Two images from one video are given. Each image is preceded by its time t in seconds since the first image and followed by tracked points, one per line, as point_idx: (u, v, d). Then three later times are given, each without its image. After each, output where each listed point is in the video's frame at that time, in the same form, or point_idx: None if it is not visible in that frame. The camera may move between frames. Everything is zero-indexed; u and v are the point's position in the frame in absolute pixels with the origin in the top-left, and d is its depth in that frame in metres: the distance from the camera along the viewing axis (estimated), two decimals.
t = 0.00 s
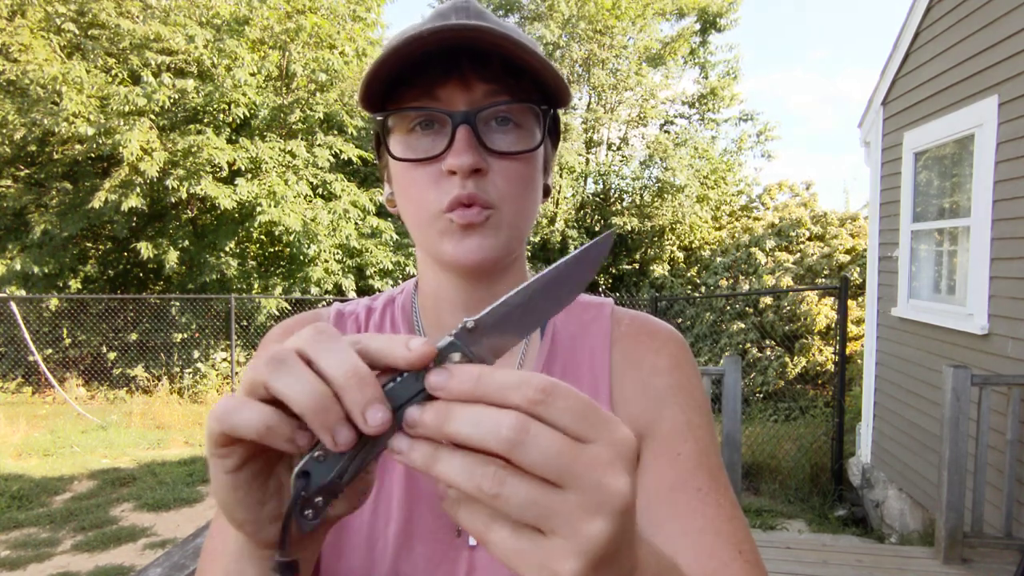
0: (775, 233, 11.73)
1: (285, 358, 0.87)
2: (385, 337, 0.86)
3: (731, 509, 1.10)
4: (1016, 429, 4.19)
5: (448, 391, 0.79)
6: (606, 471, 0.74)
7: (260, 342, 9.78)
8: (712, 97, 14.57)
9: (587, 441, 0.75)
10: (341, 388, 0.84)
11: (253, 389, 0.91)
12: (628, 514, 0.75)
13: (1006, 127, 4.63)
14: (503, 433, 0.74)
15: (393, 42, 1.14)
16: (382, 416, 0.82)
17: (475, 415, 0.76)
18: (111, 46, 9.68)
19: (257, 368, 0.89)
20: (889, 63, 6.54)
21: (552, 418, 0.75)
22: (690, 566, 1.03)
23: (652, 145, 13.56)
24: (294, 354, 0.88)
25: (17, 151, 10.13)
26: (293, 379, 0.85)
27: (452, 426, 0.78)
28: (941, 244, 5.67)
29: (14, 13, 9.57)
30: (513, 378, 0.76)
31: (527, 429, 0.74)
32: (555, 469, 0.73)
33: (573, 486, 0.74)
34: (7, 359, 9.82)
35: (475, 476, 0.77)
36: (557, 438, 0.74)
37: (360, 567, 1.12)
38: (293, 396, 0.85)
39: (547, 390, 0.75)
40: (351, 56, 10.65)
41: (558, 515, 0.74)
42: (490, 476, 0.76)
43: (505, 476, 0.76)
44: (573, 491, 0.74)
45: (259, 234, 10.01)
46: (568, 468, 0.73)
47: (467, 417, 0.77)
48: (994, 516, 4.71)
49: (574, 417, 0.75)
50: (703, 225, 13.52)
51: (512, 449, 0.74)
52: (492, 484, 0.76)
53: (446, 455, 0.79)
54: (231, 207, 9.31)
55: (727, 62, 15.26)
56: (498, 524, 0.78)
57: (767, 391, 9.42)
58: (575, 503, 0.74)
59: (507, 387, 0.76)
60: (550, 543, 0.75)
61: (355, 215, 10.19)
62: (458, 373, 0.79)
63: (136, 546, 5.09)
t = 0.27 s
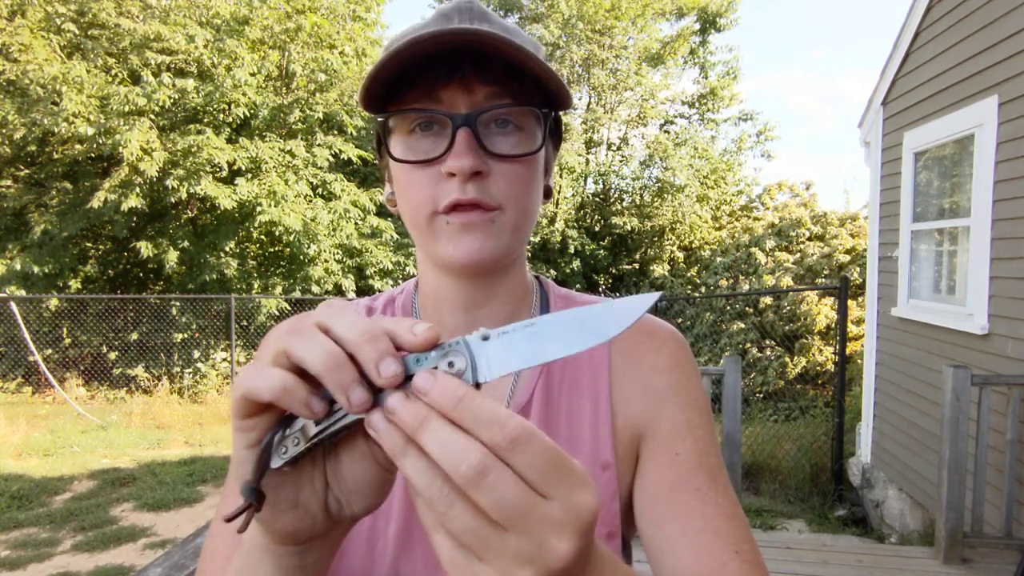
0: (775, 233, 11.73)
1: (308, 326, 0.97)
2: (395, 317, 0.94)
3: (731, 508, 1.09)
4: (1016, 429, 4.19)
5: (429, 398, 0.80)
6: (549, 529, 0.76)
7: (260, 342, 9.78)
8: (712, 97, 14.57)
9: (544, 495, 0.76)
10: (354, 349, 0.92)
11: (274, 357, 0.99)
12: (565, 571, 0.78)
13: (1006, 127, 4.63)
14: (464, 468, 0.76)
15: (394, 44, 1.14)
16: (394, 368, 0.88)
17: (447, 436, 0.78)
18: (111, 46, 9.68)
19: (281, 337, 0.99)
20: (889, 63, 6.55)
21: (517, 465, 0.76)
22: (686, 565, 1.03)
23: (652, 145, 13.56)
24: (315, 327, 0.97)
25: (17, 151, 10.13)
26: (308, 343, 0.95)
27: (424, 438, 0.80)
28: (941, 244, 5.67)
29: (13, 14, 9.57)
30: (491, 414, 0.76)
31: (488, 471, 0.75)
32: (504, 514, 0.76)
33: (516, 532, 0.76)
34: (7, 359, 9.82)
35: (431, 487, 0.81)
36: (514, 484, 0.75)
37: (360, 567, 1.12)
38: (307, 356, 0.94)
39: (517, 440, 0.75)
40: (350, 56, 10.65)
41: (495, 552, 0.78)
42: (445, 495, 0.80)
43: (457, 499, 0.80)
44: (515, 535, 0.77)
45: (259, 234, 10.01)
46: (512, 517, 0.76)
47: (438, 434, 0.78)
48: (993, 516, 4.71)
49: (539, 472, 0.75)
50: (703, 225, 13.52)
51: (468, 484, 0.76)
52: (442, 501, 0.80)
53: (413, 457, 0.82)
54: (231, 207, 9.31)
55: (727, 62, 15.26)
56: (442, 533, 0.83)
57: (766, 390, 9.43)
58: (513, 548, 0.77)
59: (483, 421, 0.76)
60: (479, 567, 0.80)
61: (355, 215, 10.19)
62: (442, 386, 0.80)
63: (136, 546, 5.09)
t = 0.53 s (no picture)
0: (775, 233, 11.73)
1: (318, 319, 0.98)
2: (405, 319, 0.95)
3: (731, 508, 1.09)
4: (1016, 429, 4.19)
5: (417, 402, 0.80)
6: (527, 546, 0.77)
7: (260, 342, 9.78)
8: (712, 96, 14.57)
9: (524, 509, 0.77)
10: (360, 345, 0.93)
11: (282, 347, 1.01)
12: None
13: (1006, 127, 4.63)
14: (446, 478, 0.76)
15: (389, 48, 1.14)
16: (396, 366, 0.89)
17: (430, 443, 0.78)
18: (111, 46, 9.68)
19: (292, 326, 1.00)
20: (889, 63, 6.55)
21: (499, 477, 0.76)
22: (684, 564, 1.03)
23: (652, 145, 13.57)
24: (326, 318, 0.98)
25: (17, 150, 10.13)
26: (315, 334, 0.95)
27: (408, 442, 0.80)
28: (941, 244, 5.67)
29: (14, 14, 9.58)
30: (475, 424, 0.77)
31: (469, 482, 0.76)
32: (483, 526, 0.76)
33: (494, 545, 0.77)
34: (7, 358, 9.83)
35: (411, 494, 0.80)
36: (494, 495, 0.76)
37: (360, 567, 1.12)
38: (313, 348, 0.94)
39: (501, 452, 0.76)
40: (350, 56, 10.65)
41: (472, 564, 0.78)
42: (425, 503, 0.80)
43: (437, 508, 0.80)
44: (493, 547, 0.77)
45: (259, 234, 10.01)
46: (490, 530, 0.76)
47: (422, 440, 0.79)
48: (993, 516, 4.71)
49: (519, 485, 0.76)
50: (703, 225, 13.51)
51: (449, 492, 0.76)
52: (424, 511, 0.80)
53: (398, 460, 0.82)
54: (231, 207, 9.31)
55: (727, 62, 15.26)
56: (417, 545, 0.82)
57: (766, 390, 9.43)
58: (491, 560, 0.77)
59: (469, 430, 0.77)
60: None
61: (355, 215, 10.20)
62: (431, 391, 0.80)
63: (136, 546, 5.09)
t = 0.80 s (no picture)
0: (775, 233, 11.73)
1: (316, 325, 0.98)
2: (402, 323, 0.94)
3: (730, 508, 1.09)
4: (1016, 429, 4.19)
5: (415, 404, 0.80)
6: (536, 537, 0.77)
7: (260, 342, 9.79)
8: (712, 97, 14.57)
9: (529, 500, 0.77)
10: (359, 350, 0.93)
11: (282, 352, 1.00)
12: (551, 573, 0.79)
13: (1006, 127, 4.63)
14: (450, 475, 0.75)
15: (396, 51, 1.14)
16: (399, 372, 0.86)
17: (430, 442, 0.78)
18: (111, 46, 9.67)
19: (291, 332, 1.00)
20: (889, 63, 6.54)
21: (501, 470, 0.76)
22: (682, 563, 1.03)
23: (652, 145, 13.57)
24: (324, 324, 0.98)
25: (17, 150, 10.13)
26: (312, 338, 0.95)
27: (410, 443, 0.80)
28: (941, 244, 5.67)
29: (14, 14, 9.58)
30: (475, 419, 0.77)
31: (474, 477, 0.75)
32: (490, 520, 0.76)
33: (502, 538, 0.77)
34: (7, 358, 9.83)
35: (417, 496, 0.81)
36: (501, 488, 0.76)
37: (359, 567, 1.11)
38: (310, 353, 0.94)
39: (502, 446, 0.75)
40: (350, 56, 10.64)
41: (482, 559, 0.78)
42: (429, 506, 0.80)
43: (443, 507, 0.80)
44: (500, 540, 0.77)
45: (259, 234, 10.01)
46: (498, 523, 0.76)
47: (423, 440, 0.79)
48: (994, 516, 4.71)
49: (523, 477, 0.76)
50: (703, 225, 13.50)
51: (455, 490, 0.76)
52: (430, 512, 0.80)
53: (397, 466, 0.83)
54: (231, 207, 9.31)
55: (727, 62, 15.26)
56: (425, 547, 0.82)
57: (766, 390, 9.42)
58: (500, 554, 0.77)
59: (470, 428, 0.77)
60: None
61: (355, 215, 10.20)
62: (428, 391, 0.80)
63: (135, 546, 5.09)
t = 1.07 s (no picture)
0: (775, 233, 11.73)
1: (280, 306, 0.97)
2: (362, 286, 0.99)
3: (730, 508, 1.09)
4: (1016, 428, 4.19)
5: (453, 394, 0.79)
6: (571, 532, 0.77)
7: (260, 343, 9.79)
8: (712, 97, 14.57)
9: (566, 495, 0.77)
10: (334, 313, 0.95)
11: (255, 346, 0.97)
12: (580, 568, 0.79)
13: (1006, 127, 4.64)
14: (488, 466, 0.75)
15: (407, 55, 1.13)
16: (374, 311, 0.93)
17: (466, 433, 0.77)
18: (111, 46, 9.67)
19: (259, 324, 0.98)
20: (889, 62, 6.54)
21: (539, 464, 0.76)
22: (683, 561, 1.03)
23: (652, 145, 13.57)
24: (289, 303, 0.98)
25: (17, 150, 10.13)
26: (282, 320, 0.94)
27: (443, 434, 0.79)
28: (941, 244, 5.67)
29: (14, 14, 9.58)
30: (513, 412, 0.76)
31: (513, 469, 0.75)
32: (525, 513, 0.76)
33: (536, 531, 0.77)
34: (8, 358, 9.83)
35: (448, 486, 0.80)
36: (537, 482, 0.76)
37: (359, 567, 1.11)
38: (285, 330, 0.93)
39: (540, 441, 0.75)
40: (350, 56, 10.65)
41: (513, 552, 0.78)
42: (462, 496, 0.80)
43: (477, 499, 0.79)
44: (534, 533, 0.77)
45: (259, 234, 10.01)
46: (534, 518, 0.76)
47: (458, 430, 0.78)
48: (994, 516, 4.71)
49: (561, 472, 0.76)
50: (704, 225, 13.49)
51: (491, 483, 0.75)
52: (464, 504, 0.80)
53: (429, 455, 0.82)
54: (231, 207, 9.30)
55: (727, 62, 15.26)
56: (455, 537, 0.82)
57: (766, 390, 9.42)
58: (532, 547, 0.78)
59: (507, 420, 0.76)
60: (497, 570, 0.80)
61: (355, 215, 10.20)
62: (465, 382, 0.79)
63: (136, 546, 5.09)
